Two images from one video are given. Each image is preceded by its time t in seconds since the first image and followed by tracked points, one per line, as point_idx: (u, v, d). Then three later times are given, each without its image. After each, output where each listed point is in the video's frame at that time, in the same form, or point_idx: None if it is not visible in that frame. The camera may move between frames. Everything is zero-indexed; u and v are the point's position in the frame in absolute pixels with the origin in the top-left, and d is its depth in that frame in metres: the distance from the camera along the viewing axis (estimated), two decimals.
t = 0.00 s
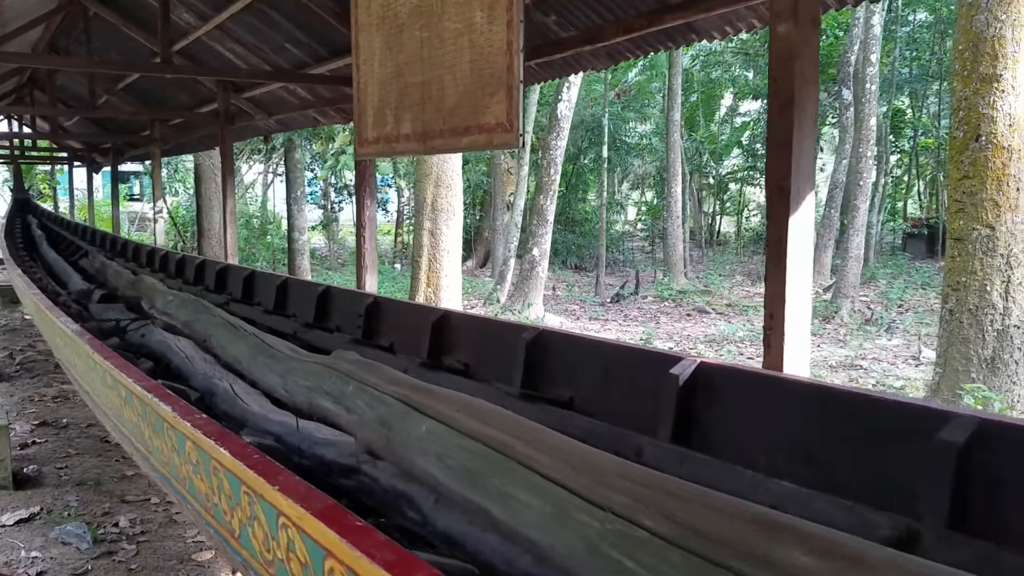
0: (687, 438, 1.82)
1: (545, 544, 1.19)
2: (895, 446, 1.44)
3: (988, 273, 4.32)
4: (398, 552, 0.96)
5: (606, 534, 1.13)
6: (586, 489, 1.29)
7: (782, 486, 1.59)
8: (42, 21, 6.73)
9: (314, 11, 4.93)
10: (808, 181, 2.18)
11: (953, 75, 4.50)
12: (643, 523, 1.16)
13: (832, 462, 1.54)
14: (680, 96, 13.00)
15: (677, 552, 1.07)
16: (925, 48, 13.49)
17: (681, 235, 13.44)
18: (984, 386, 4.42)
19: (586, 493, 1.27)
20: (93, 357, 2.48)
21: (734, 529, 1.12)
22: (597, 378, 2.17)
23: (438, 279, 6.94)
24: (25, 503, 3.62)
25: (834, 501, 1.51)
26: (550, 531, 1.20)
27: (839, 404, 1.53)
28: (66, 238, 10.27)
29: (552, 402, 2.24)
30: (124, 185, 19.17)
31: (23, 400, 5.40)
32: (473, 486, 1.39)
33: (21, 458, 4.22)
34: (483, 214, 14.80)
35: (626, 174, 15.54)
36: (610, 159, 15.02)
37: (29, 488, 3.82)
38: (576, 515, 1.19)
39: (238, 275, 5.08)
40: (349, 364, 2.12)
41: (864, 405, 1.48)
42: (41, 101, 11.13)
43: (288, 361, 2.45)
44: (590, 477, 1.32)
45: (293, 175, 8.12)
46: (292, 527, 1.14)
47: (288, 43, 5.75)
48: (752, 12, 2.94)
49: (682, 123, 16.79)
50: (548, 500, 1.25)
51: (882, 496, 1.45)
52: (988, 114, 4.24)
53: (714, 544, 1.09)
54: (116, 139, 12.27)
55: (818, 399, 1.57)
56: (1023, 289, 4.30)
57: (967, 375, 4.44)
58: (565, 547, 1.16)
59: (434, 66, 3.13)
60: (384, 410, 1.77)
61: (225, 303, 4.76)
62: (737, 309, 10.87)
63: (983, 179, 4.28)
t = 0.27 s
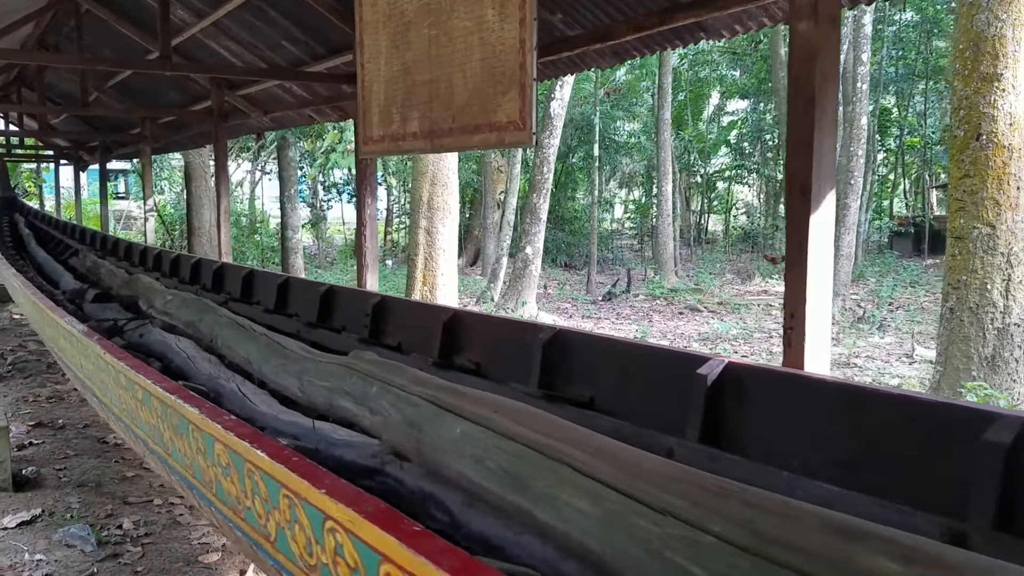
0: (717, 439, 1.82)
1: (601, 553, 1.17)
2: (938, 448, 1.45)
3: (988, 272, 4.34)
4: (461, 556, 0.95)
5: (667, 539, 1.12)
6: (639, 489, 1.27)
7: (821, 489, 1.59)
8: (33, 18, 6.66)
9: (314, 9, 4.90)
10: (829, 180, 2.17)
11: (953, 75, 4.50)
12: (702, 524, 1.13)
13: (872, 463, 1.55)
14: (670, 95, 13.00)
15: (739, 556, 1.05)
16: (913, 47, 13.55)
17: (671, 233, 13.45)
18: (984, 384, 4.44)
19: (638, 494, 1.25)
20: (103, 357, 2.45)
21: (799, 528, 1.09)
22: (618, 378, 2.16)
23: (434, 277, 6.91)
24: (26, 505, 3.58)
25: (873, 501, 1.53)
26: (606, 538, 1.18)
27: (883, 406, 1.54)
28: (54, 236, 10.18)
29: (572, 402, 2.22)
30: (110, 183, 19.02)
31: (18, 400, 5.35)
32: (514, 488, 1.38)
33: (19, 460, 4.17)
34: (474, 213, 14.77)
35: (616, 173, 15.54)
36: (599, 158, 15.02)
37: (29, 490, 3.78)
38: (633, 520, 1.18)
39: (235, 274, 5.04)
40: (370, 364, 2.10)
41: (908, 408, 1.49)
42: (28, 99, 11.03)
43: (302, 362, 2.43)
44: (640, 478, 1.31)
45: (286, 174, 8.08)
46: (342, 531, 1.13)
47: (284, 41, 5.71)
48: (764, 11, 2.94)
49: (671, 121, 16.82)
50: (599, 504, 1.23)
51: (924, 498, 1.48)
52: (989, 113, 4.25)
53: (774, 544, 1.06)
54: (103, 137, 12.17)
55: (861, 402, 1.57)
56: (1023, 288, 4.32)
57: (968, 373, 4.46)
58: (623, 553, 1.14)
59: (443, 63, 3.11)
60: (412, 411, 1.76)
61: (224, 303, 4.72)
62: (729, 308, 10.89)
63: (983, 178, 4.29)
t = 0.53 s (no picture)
0: (749, 443, 1.83)
1: (668, 562, 1.17)
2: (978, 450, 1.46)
3: (989, 271, 4.37)
4: (535, 567, 0.93)
5: (739, 548, 1.12)
6: (699, 494, 1.27)
7: (862, 492, 1.60)
8: (25, 16, 6.59)
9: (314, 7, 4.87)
10: (853, 182, 2.17)
11: (954, 75, 4.50)
12: (774, 531, 1.14)
13: (911, 465, 1.57)
14: (660, 95, 12.99)
15: (822, 565, 1.05)
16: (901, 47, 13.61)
17: (662, 233, 13.46)
18: (985, 383, 4.46)
19: (701, 500, 1.25)
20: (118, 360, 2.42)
21: (876, 535, 1.10)
22: (643, 381, 2.15)
23: (431, 278, 6.88)
24: (29, 509, 3.54)
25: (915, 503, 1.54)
26: (674, 550, 1.18)
27: (919, 407, 1.57)
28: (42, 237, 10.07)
29: (596, 405, 2.22)
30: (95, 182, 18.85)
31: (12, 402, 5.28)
32: (565, 496, 1.37)
33: (18, 463, 4.13)
34: (464, 212, 14.72)
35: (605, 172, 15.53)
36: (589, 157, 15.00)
37: (31, 494, 3.74)
38: (700, 528, 1.18)
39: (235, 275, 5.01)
40: (395, 367, 2.09)
41: (946, 409, 1.52)
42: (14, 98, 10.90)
43: (321, 364, 2.41)
44: (697, 483, 1.32)
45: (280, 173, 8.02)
46: (399, 539, 1.11)
47: (282, 40, 5.68)
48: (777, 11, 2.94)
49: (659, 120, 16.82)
50: (661, 511, 1.24)
51: (963, 498, 1.49)
52: (990, 114, 4.26)
53: (853, 551, 1.07)
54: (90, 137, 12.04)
55: (896, 405, 1.60)
56: None
57: (968, 373, 4.49)
58: (690, 561, 1.15)
59: (454, 62, 3.09)
60: (447, 416, 1.75)
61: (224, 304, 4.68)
62: (720, 307, 10.91)
63: (984, 178, 4.30)
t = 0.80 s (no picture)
0: (775, 450, 1.84)
1: (721, 573, 1.18)
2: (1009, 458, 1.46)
3: (984, 275, 4.38)
4: None
5: (800, 559, 1.12)
6: (746, 501, 1.28)
7: (891, 496, 1.61)
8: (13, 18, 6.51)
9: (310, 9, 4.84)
10: (868, 187, 2.18)
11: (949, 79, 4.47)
12: (830, 539, 1.14)
13: (940, 470, 1.57)
14: (646, 99, 12.97)
15: None
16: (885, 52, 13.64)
17: (648, 236, 13.46)
18: (981, 387, 4.50)
19: (749, 508, 1.26)
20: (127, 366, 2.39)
21: (930, 541, 1.10)
22: (662, 387, 2.15)
23: (423, 281, 6.86)
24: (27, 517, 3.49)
25: (945, 509, 1.55)
26: (729, 561, 1.18)
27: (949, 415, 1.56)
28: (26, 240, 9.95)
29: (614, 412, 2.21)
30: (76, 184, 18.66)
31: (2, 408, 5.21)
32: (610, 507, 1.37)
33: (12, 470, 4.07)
34: (451, 215, 14.70)
35: (591, 175, 15.51)
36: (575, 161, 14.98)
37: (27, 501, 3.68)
38: (753, 539, 1.19)
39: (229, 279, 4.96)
40: (413, 373, 2.09)
41: (977, 416, 1.51)
42: None
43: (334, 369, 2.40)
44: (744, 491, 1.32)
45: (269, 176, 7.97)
46: (450, 550, 1.10)
47: (275, 43, 5.64)
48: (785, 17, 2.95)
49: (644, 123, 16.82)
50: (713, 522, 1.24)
51: (996, 503, 1.49)
52: (984, 119, 4.24)
53: (913, 559, 1.07)
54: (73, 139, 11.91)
55: (923, 409, 1.60)
56: (1019, 292, 4.40)
57: (964, 377, 4.51)
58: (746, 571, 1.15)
59: (461, 66, 3.08)
60: (476, 423, 1.75)
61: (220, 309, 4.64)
62: (709, 310, 10.93)
63: (980, 183, 4.30)
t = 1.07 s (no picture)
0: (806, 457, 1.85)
1: None
2: None
3: (990, 278, 4.33)
4: None
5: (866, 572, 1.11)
6: (800, 510, 1.27)
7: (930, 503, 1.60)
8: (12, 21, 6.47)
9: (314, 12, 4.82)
10: (892, 192, 2.18)
11: (953, 83, 4.45)
12: (891, 549, 1.13)
13: (977, 478, 1.57)
14: (641, 102, 12.95)
15: None
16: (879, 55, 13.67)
17: (644, 239, 13.44)
18: (987, 391, 4.46)
19: (806, 517, 1.24)
20: (144, 372, 2.37)
21: (1001, 551, 1.08)
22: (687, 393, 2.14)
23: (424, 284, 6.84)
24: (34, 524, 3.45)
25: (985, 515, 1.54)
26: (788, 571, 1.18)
27: (987, 422, 1.55)
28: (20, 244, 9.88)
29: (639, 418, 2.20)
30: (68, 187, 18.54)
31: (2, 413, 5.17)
32: (660, 517, 1.37)
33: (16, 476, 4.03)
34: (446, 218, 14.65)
35: (586, 178, 15.48)
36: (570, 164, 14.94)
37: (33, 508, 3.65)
38: (816, 550, 1.18)
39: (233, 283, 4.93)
40: (439, 379, 2.08)
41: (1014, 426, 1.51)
42: None
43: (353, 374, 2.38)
44: (796, 500, 1.31)
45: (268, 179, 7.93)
46: (505, 562, 1.09)
47: (277, 45, 5.62)
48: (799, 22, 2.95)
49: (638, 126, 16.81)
50: (767, 532, 1.23)
51: None
52: (990, 122, 4.21)
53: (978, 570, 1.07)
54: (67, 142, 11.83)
55: (959, 416, 1.60)
56: None
57: (969, 381, 4.48)
58: None
59: (474, 70, 3.08)
60: (510, 431, 1.74)
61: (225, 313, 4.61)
62: (706, 313, 10.90)
63: (985, 187, 4.26)
